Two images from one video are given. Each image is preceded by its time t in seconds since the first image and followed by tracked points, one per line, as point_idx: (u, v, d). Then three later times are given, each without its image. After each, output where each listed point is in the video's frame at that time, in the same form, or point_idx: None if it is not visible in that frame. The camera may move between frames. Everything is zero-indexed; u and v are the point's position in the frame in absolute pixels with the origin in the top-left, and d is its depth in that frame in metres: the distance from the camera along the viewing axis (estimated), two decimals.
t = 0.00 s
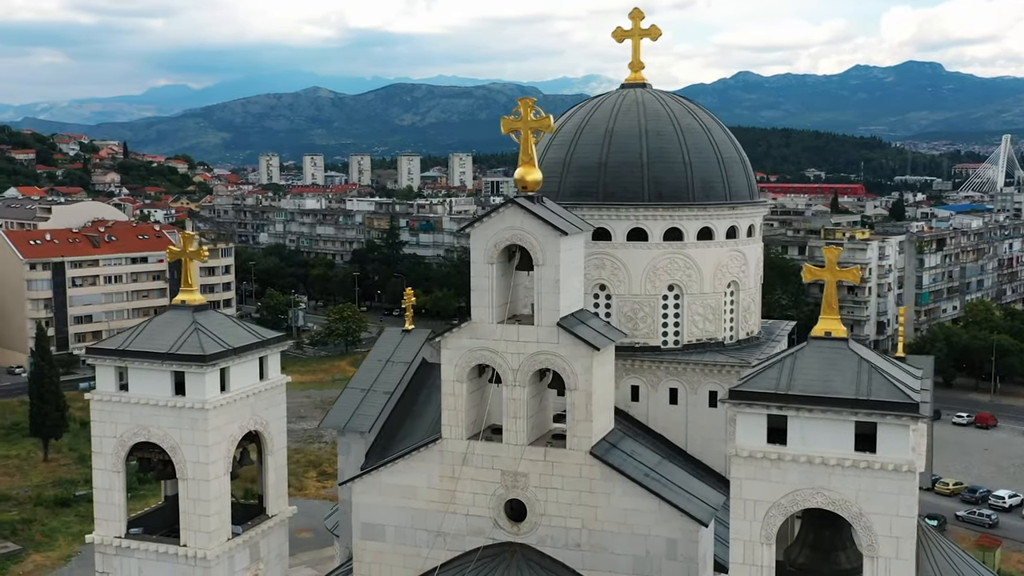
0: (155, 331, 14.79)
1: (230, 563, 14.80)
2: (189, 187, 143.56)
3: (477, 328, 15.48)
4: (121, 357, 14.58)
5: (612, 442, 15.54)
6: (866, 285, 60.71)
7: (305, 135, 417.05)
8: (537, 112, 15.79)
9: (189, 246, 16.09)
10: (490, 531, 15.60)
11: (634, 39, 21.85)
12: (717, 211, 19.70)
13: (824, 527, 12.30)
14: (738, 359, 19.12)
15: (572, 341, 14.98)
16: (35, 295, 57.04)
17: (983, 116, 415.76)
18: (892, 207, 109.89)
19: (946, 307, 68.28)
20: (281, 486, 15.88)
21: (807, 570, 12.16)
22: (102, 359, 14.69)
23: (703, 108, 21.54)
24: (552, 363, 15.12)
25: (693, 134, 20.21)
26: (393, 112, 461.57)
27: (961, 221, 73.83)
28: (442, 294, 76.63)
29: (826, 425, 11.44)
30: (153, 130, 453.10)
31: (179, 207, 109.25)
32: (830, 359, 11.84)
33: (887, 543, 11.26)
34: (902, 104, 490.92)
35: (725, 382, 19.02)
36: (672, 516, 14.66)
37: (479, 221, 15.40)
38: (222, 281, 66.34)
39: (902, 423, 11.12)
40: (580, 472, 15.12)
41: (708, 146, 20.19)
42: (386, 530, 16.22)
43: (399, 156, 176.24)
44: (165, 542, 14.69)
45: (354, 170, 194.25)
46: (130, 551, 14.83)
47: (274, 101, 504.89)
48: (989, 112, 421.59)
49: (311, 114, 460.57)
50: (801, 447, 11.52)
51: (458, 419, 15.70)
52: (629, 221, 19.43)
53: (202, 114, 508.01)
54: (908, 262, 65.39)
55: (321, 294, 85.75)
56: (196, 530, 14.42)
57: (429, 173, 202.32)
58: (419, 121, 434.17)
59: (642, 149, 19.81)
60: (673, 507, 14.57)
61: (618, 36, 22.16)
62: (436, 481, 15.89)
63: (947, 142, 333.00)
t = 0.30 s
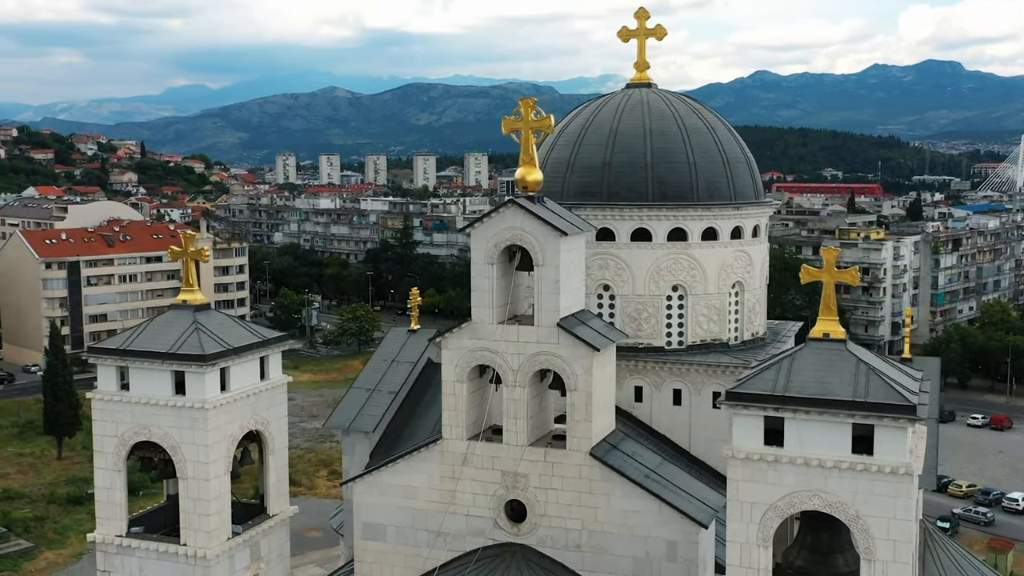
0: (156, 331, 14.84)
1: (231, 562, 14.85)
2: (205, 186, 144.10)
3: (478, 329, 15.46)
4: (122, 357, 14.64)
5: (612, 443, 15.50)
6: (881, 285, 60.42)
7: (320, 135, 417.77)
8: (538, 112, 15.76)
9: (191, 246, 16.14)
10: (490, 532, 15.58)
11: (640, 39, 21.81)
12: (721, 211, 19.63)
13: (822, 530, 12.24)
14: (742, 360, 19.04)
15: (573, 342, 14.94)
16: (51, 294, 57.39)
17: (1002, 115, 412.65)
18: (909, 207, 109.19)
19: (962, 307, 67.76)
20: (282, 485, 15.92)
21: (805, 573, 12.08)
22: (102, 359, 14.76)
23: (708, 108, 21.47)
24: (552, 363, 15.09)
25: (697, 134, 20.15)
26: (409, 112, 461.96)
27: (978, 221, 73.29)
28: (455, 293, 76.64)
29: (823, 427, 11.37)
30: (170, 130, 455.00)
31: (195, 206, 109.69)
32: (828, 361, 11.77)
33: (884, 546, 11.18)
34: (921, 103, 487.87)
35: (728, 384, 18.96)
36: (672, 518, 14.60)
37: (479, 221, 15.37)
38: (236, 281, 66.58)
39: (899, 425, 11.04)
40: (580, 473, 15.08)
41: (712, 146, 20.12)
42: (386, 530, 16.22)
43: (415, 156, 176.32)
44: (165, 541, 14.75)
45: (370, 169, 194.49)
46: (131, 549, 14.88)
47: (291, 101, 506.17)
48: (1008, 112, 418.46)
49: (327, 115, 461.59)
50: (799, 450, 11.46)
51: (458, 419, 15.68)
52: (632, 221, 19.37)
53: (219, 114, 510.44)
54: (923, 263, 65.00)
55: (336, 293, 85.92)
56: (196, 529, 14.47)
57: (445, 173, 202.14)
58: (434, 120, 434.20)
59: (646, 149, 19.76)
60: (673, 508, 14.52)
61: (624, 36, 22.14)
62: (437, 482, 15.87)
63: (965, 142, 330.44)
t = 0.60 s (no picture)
0: (158, 331, 14.89)
1: (231, 561, 14.89)
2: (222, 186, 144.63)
3: (478, 329, 15.45)
4: (123, 357, 14.70)
5: (613, 444, 15.46)
6: (896, 286, 60.13)
7: (337, 134, 418.57)
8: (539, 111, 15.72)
9: (193, 246, 16.17)
10: (491, 532, 15.56)
11: (645, 38, 21.75)
12: (726, 212, 19.55)
13: (820, 533, 12.18)
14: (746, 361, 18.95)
15: (573, 343, 14.91)
16: (67, 293, 57.73)
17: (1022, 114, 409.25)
18: (928, 207, 108.44)
19: (979, 308, 67.27)
20: (283, 485, 15.96)
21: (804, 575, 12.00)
22: (104, 358, 14.82)
23: (715, 107, 21.35)
24: (552, 364, 15.05)
25: (702, 134, 20.06)
26: (425, 111, 462.35)
27: (996, 221, 72.75)
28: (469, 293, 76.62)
29: (819, 429, 11.31)
30: (188, 130, 456.90)
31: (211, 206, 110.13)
32: (826, 363, 11.70)
33: (881, 549, 11.10)
34: (940, 102, 484.41)
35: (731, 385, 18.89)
36: (672, 521, 14.55)
37: (479, 221, 15.36)
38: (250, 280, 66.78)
39: (896, 428, 10.97)
40: (580, 474, 15.04)
41: (718, 147, 20.02)
42: (388, 530, 16.24)
43: (431, 155, 176.38)
44: (166, 540, 14.80)
45: (386, 169, 194.69)
46: (133, 549, 14.95)
47: (308, 100, 507.46)
48: None
49: (344, 114, 462.54)
50: (795, 451, 11.40)
51: (458, 420, 15.66)
52: (636, 221, 19.32)
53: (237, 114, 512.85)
54: (939, 263, 64.64)
55: (350, 293, 86.09)
56: (197, 528, 14.52)
57: (461, 173, 202.13)
58: (451, 120, 434.21)
59: (650, 149, 19.70)
60: (672, 510, 14.47)
61: (630, 35, 22.09)
62: (438, 482, 15.88)
63: (985, 141, 327.93)
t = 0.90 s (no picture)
0: (160, 330, 14.95)
1: (232, 561, 14.90)
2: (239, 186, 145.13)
3: (479, 330, 15.43)
4: (124, 356, 14.76)
5: (614, 446, 15.42)
6: (911, 286, 59.77)
7: (353, 134, 419.28)
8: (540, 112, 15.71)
9: (196, 246, 16.22)
10: (492, 534, 15.53)
11: (651, 38, 21.68)
12: (731, 213, 19.47)
13: (818, 537, 12.11)
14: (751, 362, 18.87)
15: (573, 343, 14.87)
16: (83, 292, 58.09)
17: None
18: (947, 206, 107.57)
19: (997, 309, 66.74)
20: (284, 485, 16.00)
21: None
22: (106, 358, 14.89)
23: (719, 107, 21.28)
24: (552, 365, 15.02)
25: (707, 134, 19.99)
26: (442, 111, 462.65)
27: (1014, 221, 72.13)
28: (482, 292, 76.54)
29: (815, 432, 11.24)
30: (206, 129, 458.74)
31: (228, 206, 110.57)
32: (823, 364, 11.65)
33: (878, 553, 11.02)
34: (961, 101, 480.54)
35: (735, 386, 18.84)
36: (672, 523, 14.49)
37: (481, 221, 15.35)
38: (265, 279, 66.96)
39: (893, 430, 10.89)
40: (581, 476, 14.99)
41: (723, 147, 19.95)
42: (389, 531, 16.25)
43: (448, 155, 176.30)
44: (167, 540, 14.85)
45: (403, 168, 194.76)
46: (134, 548, 15.02)
47: (325, 100, 508.62)
48: None
49: (361, 114, 463.59)
50: (791, 454, 11.35)
51: (460, 421, 15.65)
52: (640, 222, 19.28)
53: (255, 114, 514.93)
54: (956, 264, 64.22)
55: (365, 292, 86.19)
56: (197, 528, 14.56)
57: (477, 173, 201.96)
58: (467, 119, 434.05)
59: (655, 149, 19.65)
60: (672, 512, 14.42)
61: (635, 35, 22.04)
62: (439, 483, 15.87)
63: (1006, 141, 325.03)
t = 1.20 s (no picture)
0: (160, 329, 15.00)
1: (231, 559, 14.94)
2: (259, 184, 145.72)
3: (479, 329, 15.41)
4: (126, 355, 14.84)
5: (614, 446, 15.36)
6: (930, 286, 59.31)
7: (373, 133, 420.05)
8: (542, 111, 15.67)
9: (197, 245, 16.26)
10: (492, 533, 15.51)
11: (657, 37, 21.61)
12: (737, 212, 19.37)
13: (815, 539, 12.01)
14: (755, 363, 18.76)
15: (573, 343, 14.82)
16: (101, 290, 58.46)
17: None
18: (970, 206, 106.54)
19: (1017, 309, 66.08)
20: (286, 484, 16.03)
21: None
22: (107, 356, 14.97)
23: (726, 106, 21.16)
24: (552, 365, 14.97)
25: (713, 133, 19.88)
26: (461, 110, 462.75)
27: None
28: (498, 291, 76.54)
29: (810, 433, 11.16)
30: (227, 129, 460.76)
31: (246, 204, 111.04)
32: (820, 365, 11.57)
33: (874, 556, 10.93)
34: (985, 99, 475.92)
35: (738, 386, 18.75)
36: (672, 524, 14.42)
37: (480, 221, 15.34)
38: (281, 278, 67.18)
39: (889, 432, 10.78)
40: (580, 476, 14.94)
41: (728, 146, 19.84)
42: (390, 530, 16.25)
43: (467, 154, 176.34)
44: (167, 538, 14.91)
45: (422, 168, 194.95)
46: (135, 545, 15.09)
47: (345, 99, 509.86)
48: None
49: (381, 113, 464.51)
50: (786, 455, 11.27)
51: (460, 421, 15.63)
52: (645, 221, 19.20)
53: (276, 114, 516.97)
54: (976, 263, 63.63)
55: (381, 291, 86.32)
56: (197, 526, 14.62)
57: (496, 172, 201.85)
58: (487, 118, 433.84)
59: (660, 148, 19.57)
60: (671, 513, 14.35)
61: (642, 34, 21.96)
62: (439, 483, 15.85)
63: None
